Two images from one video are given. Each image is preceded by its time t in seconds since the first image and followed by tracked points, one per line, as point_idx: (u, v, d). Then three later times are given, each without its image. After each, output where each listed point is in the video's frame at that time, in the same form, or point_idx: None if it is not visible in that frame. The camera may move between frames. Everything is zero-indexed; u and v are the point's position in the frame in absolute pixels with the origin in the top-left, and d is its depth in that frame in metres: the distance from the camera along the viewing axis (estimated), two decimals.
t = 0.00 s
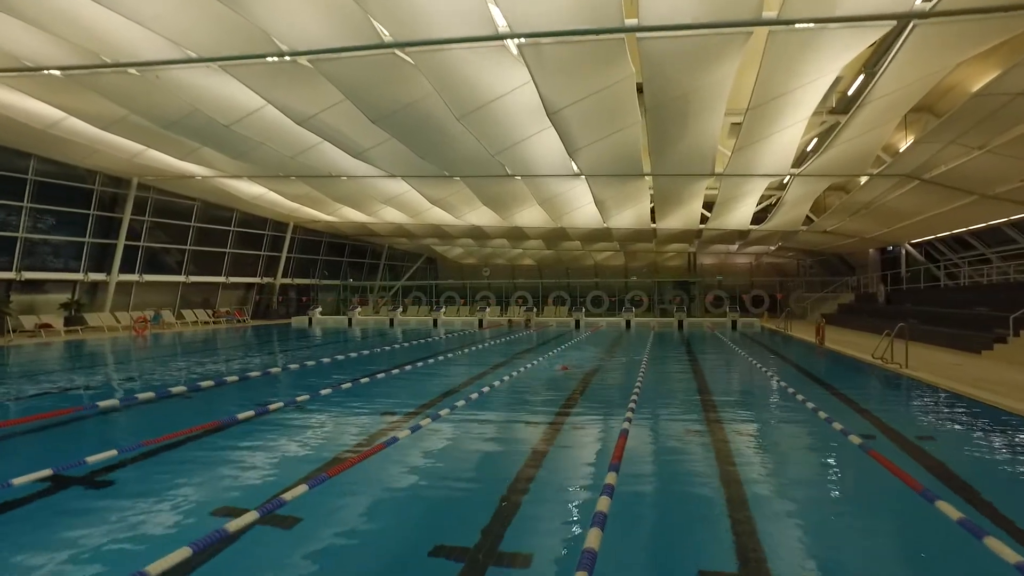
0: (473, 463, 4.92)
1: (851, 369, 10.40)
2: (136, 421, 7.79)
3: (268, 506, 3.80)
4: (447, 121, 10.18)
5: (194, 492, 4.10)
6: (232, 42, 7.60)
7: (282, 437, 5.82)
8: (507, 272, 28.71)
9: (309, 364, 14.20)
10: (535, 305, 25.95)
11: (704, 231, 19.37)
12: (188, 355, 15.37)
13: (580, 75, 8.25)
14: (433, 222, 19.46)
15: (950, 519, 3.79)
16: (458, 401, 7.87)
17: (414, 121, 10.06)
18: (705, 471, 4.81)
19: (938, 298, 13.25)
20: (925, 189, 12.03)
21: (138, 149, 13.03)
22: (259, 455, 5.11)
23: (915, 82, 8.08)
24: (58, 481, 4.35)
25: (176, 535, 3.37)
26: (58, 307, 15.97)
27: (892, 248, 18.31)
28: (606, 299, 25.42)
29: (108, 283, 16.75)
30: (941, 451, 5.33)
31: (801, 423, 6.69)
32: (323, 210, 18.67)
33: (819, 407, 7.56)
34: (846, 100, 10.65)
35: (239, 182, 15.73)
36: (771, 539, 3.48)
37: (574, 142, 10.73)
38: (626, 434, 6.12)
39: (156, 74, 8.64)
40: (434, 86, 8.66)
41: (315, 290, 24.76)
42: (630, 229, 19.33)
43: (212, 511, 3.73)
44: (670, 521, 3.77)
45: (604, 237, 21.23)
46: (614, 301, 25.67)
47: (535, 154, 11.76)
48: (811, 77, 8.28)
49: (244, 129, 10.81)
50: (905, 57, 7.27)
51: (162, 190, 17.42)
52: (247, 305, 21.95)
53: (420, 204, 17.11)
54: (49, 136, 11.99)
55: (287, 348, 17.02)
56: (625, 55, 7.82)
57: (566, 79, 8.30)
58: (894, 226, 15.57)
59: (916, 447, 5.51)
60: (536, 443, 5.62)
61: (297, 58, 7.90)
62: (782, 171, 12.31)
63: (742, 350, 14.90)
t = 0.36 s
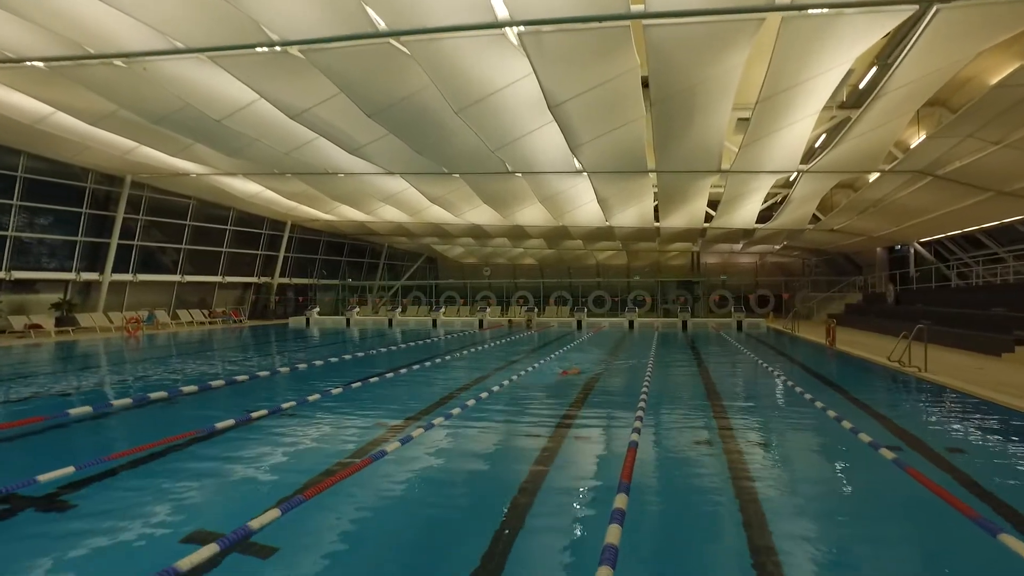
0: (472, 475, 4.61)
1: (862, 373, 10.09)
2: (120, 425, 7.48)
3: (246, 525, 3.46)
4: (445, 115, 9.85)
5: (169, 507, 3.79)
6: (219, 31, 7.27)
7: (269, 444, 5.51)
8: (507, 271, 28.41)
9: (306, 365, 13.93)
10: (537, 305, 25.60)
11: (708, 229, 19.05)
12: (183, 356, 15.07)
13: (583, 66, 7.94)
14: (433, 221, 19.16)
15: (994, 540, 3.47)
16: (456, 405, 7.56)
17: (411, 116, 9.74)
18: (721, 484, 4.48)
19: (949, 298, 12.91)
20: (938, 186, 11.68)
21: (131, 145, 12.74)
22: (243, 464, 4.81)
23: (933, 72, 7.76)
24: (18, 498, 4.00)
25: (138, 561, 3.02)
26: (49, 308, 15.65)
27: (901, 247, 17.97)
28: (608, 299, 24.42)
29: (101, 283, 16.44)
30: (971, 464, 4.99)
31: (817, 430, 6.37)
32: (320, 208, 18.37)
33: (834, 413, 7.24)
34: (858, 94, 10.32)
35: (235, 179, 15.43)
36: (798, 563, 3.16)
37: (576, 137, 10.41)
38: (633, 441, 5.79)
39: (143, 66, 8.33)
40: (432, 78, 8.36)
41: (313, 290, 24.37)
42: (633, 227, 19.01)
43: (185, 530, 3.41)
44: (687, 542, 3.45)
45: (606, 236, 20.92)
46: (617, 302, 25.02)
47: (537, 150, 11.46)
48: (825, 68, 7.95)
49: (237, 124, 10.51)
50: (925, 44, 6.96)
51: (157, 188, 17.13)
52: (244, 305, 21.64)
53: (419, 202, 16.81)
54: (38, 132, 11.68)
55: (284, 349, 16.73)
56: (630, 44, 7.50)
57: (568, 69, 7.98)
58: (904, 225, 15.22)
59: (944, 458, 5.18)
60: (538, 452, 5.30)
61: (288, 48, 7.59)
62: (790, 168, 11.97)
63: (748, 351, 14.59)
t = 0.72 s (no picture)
0: (471, 490, 4.27)
1: (876, 376, 9.74)
2: (102, 429, 7.17)
3: (214, 554, 3.13)
4: (443, 109, 9.52)
5: (134, 534, 3.46)
6: (205, 19, 6.94)
7: (252, 453, 5.20)
8: (509, 270, 28.08)
9: (302, 366, 13.61)
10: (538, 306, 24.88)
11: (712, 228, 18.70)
12: (178, 357, 14.76)
13: (587, 54, 7.61)
14: (432, 219, 18.83)
15: None
16: (453, 408, 7.24)
17: (408, 109, 9.41)
18: (738, 499, 4.14)
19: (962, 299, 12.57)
20: (953, 182, 11.32)
21: (121, 141, 12.41)
22: (222, 479, 4.49)
23: (955, 60, 7.43)
24: None
25: None
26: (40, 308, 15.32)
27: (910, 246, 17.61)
28: (611, 299, 23.65)
29: (94, 282, 16.13)
30: (1004, 476, 4.66)
31: (834, 437, 6.03)
32: (318, 206, 18.05)
33: (850, 417, 6.90)
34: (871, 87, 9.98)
35: (230, 176, 15.13)
36: None
37: (579, 132, 10.10)
38: (639, 448, 5.47)
39: (128, 57, 8.02)
40: (429, 70, 8.06)
41: (311, 289, 23.95)
42: (636, 226, 18.67)
43: (146, 560, 3.08)
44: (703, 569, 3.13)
45: (609, 235, 20.59)
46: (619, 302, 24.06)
47: (538, 146, 11.14)
48: (838, 58, 7.64)
49: (228, 119, 10.19)
50: (950, 30, 6.63)
51: (151, 186, 16.84)
52: (241, 305, 21.30)
53: (418, 200, 16.49)
54: (25, 127, 11.38)
55: (282, 350, 16.41)
56: (635, 31, 7.17)
57: (571, 58, 7.65)
58: (915, 223, 14.86)
59: (975, 470, 4.85)
60: (542, 463, 4.97)
61: (278, 37, 7.27)
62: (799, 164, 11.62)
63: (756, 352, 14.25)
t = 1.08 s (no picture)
0: (466, 507, 3.98)
1: (888, 379, 9.43)
2: (85, 434, 6.88)
3: None
4: (441, 102, 9.23)
5: (99, 562, 3.17)
6: (191, 7, 6.63)
7: (236, 464, 4.92)
8: (509, 270, 27.80)
9: (299, 367, 13.32)
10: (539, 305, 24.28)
11: (717, 226, 18.40)
12: (173, 358, 14.47)
13: (592, 44, 7.31)
14: (432, 218, 18.55)
15: None
16: (450, 413, 6.95)
17: (404, 103, 9.12)
18: (754, 516, 3.84)
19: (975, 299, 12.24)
20: (966, 178, 11.00)
21: (113, 137, 12.12)
22: (196, 496, 4.17)
23: (981, 45, 7.05)
24: None
25: None
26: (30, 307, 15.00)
27: (919, 245, 17.29)
28: (613, 298, 22.92)
29: (87, 281, 15.83)
30: None
31: (852, 445, 5.72)
32: (315, 205, 17.76)
33: (867, 423, 6.59)
34: (882, 82, 9.67)
35: (225, 174, 14.84)
36: None
37: (581, 127, 9.81)
38: (646, 458, 5.17)
39: (114, 49, 7.75)
40: (426, 62, 7.79)
41: (309, 289, 23.69)
42: (639, 225, 18.37)
43: None
44: None
45: (611, 234, 20.29)
46: (622, 301, 23.16)
47: (539, 142, 10.85)
48: (851, 49, 7.34)
49: (220, 115, 9.90)
50: (974, 14, 6.34)
51: (145, 184, 16.59)
52: (238, 305, 21.00)
53: (417, 198, 16.20)
54: (12, 122, 11.10)
55: (279, 350, 16.12)
56: (641, 20, 6.86)
57: (576, 47, 7.35)
58: (925, 221, 14.52)
59: (1007, 485, 4.53)
60: (542, 475, 4.67)
61: (267, 26, 6.97)
62: (807, 161, 11.28)
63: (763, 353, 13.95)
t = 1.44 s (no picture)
0: (462, 525, 3.63)
1: (905, 383, 9.05)
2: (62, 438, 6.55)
3: None
4: (439, 95, 8.89)
5: None
6: None
7: (215, 475, 4.57)
8: (510, 270, 27.46)
9: (294, 369, 12.94)
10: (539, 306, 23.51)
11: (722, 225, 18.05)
12: (165, 359, 14.14)
13: (597, 32, 6.97)
14: (431, 216, 18.21)
15: None
16: (447, 418, 6.62)
17: (400, 96, 8.78)
18: (779, 537, 3.48)
19: (990, 298, 11.86)
20: (983, 173, 10.63)
21: (102, 132, 11.77)
22: (167, 512, 3.83)
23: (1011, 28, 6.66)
24: None
25: None
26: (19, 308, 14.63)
27: (928, 244, 16.92)
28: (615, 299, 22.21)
29: (78, 281, 15.47)
30: None
31: (874, 454, 5.38)
32: (312, 203, 17.43)
33: (887, 431, 6.24)
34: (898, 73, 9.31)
35: (219, 171, 14.51)
36: None
37: (584, 119, 9.46)
38: (655, 467, 4.81)
39: (96, 37, 7.42)
40: (422, 51, 7.45)
41: (307, 290, 23.25)
42: (642, 223, 18.02)
43: None
44: None
45: (614, 232, 19.95)
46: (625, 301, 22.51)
47: (540, 136, 10.49)
48: (869, 36, 6.99)
49: (209, 108, 9.55)
50: None
51: (138, 181, 16.28)
52: (234, 305, 20.67)
53: (416, 196, 15.87)
54: None
55: (276, 351, 15.80)
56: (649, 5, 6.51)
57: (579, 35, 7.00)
58: (936, 219, 14.16)
59: None
60: (545, 487, 4.31)
61: (254, 11, 6.63)
62: (817, 157, 10.92)
63: (770, 354, 13.60)
